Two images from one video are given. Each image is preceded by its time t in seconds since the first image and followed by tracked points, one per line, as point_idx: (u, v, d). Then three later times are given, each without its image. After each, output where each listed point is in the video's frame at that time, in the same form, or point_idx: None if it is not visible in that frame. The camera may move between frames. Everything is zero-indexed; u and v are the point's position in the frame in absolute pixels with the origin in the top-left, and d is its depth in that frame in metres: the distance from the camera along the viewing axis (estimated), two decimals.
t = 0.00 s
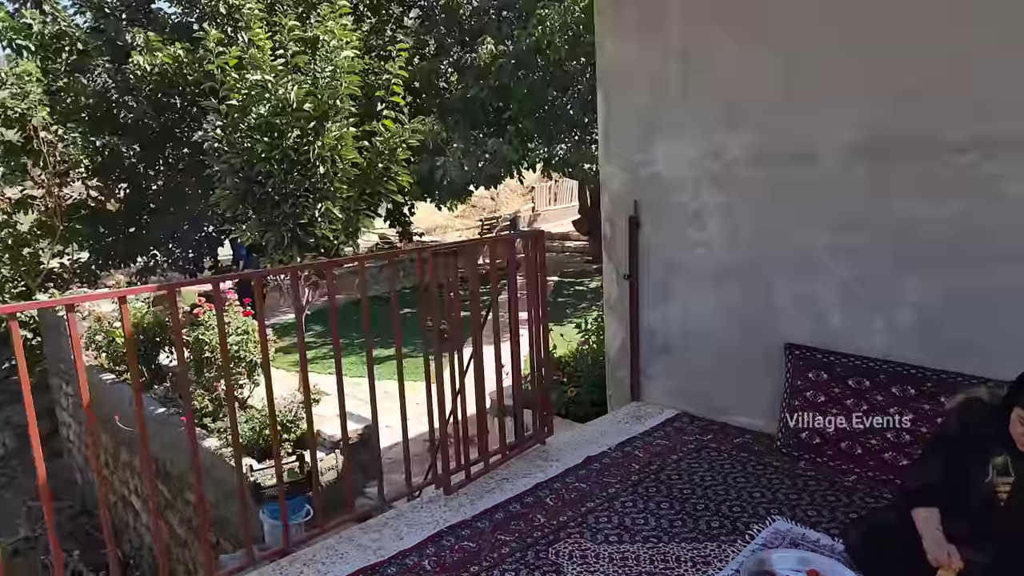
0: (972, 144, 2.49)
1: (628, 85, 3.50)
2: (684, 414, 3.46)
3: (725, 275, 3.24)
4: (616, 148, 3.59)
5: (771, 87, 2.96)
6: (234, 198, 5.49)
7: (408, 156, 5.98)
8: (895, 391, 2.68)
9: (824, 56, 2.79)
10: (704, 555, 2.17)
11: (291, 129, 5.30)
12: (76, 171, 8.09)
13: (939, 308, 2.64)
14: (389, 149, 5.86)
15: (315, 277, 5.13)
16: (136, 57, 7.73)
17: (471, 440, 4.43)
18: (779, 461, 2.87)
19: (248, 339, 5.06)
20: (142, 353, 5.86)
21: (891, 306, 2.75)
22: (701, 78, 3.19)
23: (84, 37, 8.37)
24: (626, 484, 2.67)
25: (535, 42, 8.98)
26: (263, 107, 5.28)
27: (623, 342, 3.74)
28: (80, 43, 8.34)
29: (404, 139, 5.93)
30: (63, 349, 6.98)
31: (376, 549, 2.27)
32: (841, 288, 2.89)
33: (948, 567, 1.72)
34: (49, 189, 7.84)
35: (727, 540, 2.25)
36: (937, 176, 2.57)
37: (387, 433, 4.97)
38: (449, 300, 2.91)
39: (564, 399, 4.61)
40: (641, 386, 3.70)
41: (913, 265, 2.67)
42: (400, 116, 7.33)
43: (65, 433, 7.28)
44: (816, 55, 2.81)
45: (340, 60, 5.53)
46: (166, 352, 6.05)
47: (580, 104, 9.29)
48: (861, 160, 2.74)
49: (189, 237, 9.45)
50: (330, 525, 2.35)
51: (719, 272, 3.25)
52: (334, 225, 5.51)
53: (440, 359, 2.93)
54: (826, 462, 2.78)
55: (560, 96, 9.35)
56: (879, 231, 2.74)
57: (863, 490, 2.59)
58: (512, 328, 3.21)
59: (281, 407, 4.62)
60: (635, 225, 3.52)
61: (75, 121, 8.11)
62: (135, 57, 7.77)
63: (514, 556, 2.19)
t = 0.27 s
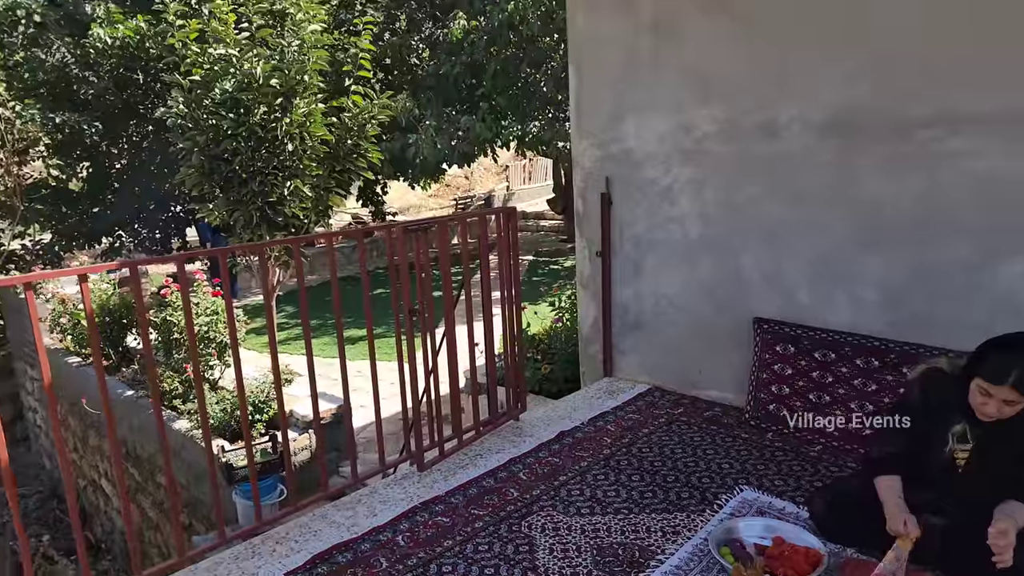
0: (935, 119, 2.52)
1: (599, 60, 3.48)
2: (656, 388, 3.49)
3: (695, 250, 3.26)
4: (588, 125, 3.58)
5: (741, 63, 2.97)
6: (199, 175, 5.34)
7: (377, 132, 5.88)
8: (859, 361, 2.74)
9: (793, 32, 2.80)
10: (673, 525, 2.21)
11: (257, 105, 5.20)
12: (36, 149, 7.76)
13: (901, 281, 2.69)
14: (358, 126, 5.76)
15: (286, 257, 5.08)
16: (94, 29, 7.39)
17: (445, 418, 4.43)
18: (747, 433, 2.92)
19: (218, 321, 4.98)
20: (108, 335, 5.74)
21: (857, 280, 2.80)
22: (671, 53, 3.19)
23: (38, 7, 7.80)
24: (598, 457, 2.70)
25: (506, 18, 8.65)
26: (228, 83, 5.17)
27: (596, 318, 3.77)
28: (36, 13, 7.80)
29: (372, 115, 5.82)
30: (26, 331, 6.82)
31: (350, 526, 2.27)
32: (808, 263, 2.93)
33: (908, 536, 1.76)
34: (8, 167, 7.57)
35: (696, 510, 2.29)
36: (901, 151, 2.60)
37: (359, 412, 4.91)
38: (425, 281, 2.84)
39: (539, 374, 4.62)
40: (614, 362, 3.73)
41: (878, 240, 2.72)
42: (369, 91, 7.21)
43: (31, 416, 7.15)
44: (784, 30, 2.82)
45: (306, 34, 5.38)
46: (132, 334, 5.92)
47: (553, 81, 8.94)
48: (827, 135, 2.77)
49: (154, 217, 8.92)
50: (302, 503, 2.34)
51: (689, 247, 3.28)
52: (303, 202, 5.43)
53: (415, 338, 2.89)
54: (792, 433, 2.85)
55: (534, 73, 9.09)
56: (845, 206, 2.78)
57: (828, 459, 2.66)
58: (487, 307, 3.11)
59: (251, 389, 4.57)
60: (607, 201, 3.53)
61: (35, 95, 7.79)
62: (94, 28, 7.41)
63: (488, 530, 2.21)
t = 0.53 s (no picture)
0: (896, 96, 2.55)
1: (568, 38, 3.47)
2: (628, 365, 3.53)
3: (665, 228, 3.29)
4: (558, 104, 3.57)
5: (709, 39, 2.97)
6: (161, 156, 5.16)
7: (343, 110, 5.78)
8: (824, 335, 2.79)
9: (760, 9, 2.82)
10: (644, 498, 2.24)
11: (219, 84, 5.08)
12: None
13: (865, 257, 2.74)
14: (323, 105, 5.66)
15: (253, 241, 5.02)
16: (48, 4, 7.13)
17: (418, 399, 4.42)
18: (717, 408, 2.97)
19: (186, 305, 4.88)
20: (71, 321, 5.62)
21: (822, 255, 2.85)
22: (640, 30, 3.19)
23: None
24: (570, 434, 2.73)
25: None
26: (189, 61, 5.03)
27: (568, 297, 3.78)
28: None
29: (338, 94, 5.71)
30: None
31: (322, 507, 2.27)
32: (775, 239, 2.97)
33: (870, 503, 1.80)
34: None
35: (666, 483, 2.33)
36: (865, 128, 2.64)
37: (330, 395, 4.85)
38: (396, 263, 2.81)
39: (512, 354, 4.62)
40: (586, 340, 3.76)
41: (842, 215, 2.76)
42: (335, 70, 7.08)
43: None
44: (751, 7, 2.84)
45: (268, 11, 5.25)
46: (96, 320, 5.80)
47: (525, 60, 8.72)
48: (793, 112, 2.80)
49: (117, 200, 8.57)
50: (273, 486, 2.33)
51: (659, 225, 3.30)
52: (271, 183, 5.32)
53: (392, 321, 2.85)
54: (759, 406, 2.90)
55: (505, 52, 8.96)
56: (811, 182, 2.81)
57: (794, 431, 2.72)
58: (458, 289, 3.08)
59: (220, 372, 4.49)
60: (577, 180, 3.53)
61: None
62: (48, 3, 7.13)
63: (461, 507, 2.23)
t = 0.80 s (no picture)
0: (863, 74, 2.58)
1: (540, 16, 3.44)
2: (601, 344, 3.56)
3: (637, 207, 3.30)
4: (530, 83, 3.55)
5: (680, 17, 2.97)
6: (124, 137, 5.04)
7: (313, 90, 5.69)
8: (792, 312, 2.84)
9: None
10: (616, 474, 2.28)
11: (182, 63, 4.94)
12: None
13: (833, 234, 2.78)
14: (292, 84, 5.56)
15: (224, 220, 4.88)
16: None
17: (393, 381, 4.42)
18: (688, 385, 3.01)
19: (153, 289, 4.78)
20: (35, 307, 5.50)
21: (791, 233, 2.88)
22: (612, 8, 3.17)
23: None
24: (544, 413, 2.75)
25: None
26: (152, 39, 4.89)
27: (542, 278, 3.79)
28: None
29: (307, 73, 5.61)
30: None
31: (296, 490, 2.26)
32: (744, 218, 3.00)
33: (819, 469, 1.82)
34: None
35: (639, 459, 2.37)
36: (833, 106, 2.67)
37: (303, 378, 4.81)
38: (367, 245, 2.78)
39: (487, 335, 4.63)
40: (560, 321, 3.77)
41: (811, 194, 2.80)
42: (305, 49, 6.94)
43: None
44: None
45: None
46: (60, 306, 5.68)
47: (497, 39, 8.36)
48: (763, 91, 2.82)
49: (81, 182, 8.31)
50: (245, 470, 2.32)
51: (631, 205, 3.32)
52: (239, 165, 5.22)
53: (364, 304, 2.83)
54: (729, 382, 2.95)
55: (477, 30, 8.58)
56: (780, 161, 2.84)
57: (763, 406, 2.77)
58: (430, 271, 3.05)
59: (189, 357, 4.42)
60: (550, 159, 3.52)
61: None
62: None
63: (435, 487, 2.24)
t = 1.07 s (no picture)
0: (832, 54, 2.60)
1: None
2: (575, 327, 3.58)
3: (610, 189, 3.31)
4: (502, 64, 3.52)
5: None
6: (87, 120, 4.91)
7: (282, 72, 5.60)
8: (762, 292, 2.87)
9: None
10: (590, 454, 2.30)
11: (146, 44, 4.82)
12: None
13: (802, 215, 2.82)
14: (260, 66, 5.46)
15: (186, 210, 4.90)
16: None
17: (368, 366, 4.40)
18: (661, 366, 3.05)
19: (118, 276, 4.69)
20: None
21: (761, 214, 2.91)
22: None
23: None
24: (519, 396, 2.76)
25: None
26: (114, 20, 4.77)
27: (517, 261, 3.79)
28: None
29: (276, 55, 5.52)
30: None
31: (269, 476, 2.25)
32: (716, 199, 3.02)
33: (740, 428, 1.94)
34: None
35: (612, 439, 2.39)
36: (803, 87, 2.69)
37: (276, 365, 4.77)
38: (338, 230, 2.76)
39: (462, 318, 4.62)
40: (535, 304, 3.78)
41: (781, 174, 2.82)
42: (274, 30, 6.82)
43: None
44: None
45: None
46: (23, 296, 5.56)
47: (469, 21, 8.17)
48: (734, 72, 2.83)
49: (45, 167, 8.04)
50: (217, 457, 2.31)
51: (604, 187, 3.32)
52: (207, 150, 5.13)
53: (337, 290, 2.81)
54: (701, 362, 2.99)
55: (449, 11, 8.27)
56: (751, 142, 2.86)
57: (734, 385, 2.81)
58: (404, 257, 3.03)
59: (158, 345, 4.36)
60: (523, 142, 3.51)
61: None
62: None
63: (410, 471, 2.24)
